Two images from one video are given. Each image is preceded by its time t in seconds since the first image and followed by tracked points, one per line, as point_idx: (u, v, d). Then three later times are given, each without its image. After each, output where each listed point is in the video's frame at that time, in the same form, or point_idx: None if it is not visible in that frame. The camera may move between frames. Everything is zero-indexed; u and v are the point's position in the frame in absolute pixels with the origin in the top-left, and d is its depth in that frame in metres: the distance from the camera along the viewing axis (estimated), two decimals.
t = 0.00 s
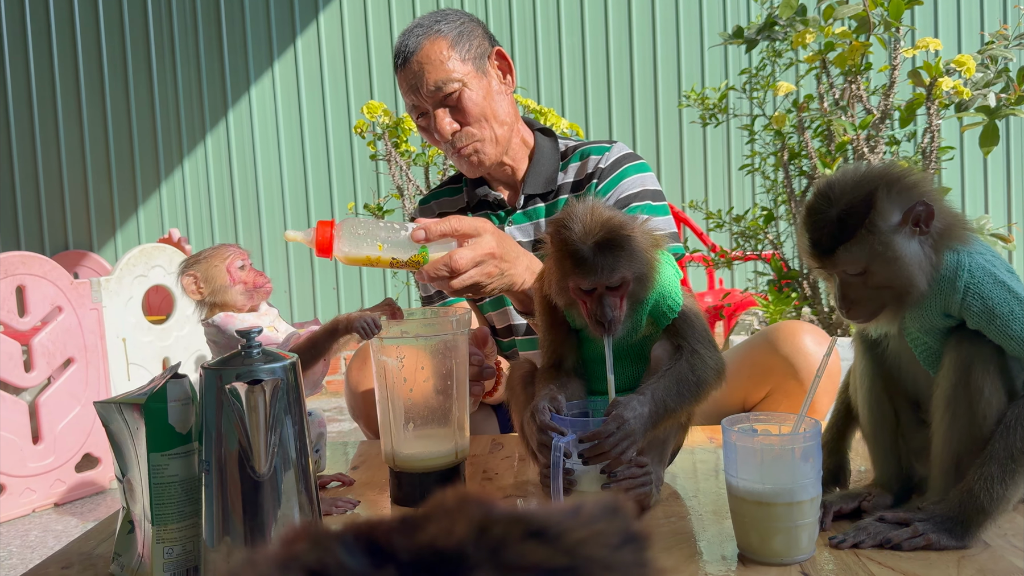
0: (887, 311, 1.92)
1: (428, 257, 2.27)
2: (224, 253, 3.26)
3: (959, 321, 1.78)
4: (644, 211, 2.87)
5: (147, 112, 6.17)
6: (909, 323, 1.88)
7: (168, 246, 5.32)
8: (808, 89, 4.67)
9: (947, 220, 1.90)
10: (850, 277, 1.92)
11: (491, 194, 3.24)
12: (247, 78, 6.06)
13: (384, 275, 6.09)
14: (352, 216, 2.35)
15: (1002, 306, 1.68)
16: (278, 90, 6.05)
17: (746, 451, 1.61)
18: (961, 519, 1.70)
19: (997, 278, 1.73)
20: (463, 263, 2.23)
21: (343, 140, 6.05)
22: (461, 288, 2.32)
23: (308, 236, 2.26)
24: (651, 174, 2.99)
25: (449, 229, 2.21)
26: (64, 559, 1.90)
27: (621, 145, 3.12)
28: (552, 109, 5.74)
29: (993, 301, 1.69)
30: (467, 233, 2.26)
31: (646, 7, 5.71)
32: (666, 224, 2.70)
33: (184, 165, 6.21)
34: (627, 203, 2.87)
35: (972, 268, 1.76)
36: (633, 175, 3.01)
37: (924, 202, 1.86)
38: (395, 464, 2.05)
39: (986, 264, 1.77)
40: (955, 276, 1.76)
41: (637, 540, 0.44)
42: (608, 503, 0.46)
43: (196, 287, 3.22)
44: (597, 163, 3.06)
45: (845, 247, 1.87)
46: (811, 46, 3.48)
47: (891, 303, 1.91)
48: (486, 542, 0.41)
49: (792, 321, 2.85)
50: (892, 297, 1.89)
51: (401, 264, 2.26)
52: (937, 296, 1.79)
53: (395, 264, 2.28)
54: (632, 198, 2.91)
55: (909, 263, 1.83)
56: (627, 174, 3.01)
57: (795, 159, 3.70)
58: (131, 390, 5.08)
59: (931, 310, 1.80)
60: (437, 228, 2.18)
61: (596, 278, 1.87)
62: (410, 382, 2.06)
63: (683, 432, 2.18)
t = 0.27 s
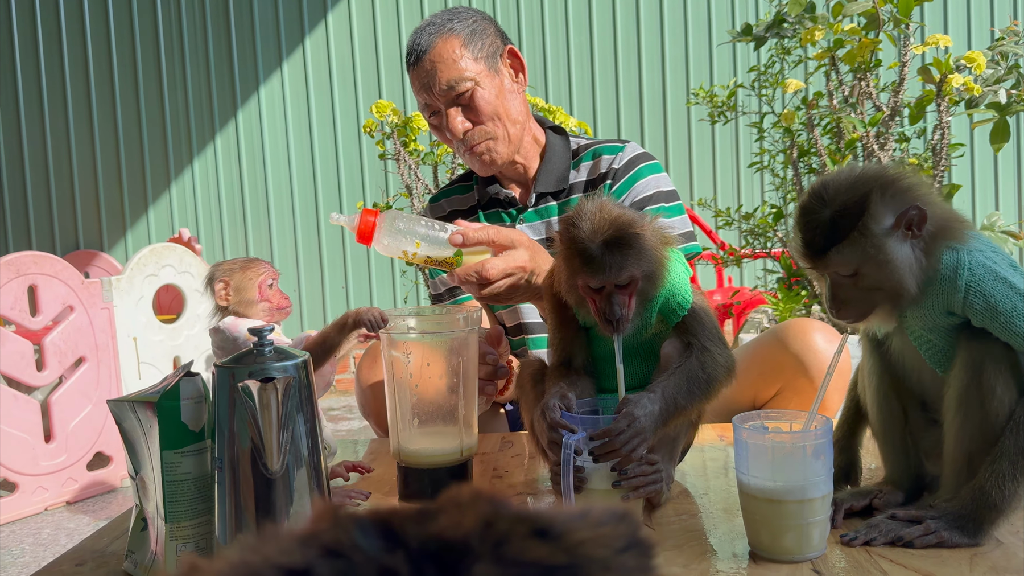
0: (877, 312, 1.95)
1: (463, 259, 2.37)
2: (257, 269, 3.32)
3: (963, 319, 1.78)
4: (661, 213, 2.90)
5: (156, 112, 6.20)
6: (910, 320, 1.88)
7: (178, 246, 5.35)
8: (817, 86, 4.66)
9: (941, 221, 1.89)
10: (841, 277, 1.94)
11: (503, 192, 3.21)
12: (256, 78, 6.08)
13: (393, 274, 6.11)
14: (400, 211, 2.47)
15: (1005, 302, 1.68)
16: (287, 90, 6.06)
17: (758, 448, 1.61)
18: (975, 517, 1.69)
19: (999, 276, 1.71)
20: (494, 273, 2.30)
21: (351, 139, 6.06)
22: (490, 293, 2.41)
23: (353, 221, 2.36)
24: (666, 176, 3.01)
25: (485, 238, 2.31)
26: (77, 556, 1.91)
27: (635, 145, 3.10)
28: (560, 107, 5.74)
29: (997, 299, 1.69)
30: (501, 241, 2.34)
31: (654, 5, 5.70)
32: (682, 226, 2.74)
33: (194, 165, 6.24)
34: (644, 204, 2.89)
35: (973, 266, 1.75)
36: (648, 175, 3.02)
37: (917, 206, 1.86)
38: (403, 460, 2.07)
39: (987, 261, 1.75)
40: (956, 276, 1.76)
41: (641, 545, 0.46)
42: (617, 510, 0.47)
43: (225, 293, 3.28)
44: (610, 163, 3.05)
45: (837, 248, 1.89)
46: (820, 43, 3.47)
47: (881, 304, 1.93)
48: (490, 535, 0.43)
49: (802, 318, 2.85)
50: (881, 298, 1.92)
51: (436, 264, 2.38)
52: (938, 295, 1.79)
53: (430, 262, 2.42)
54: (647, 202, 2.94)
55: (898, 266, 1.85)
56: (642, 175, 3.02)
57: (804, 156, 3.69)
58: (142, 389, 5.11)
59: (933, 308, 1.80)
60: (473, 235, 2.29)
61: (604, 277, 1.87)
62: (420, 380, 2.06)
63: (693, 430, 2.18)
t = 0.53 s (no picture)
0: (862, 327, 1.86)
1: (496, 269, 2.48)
2: (292, 265, 3.17)
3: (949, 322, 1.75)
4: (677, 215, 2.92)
5: (163, 112, 6.22)
6: (897, 328, 1.83)
7: (185, 247, 5.35)
8: (823, 85, 4.66)
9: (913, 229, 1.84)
10: (827, 295, 1.83)
11: (515, 190, 3.22)
12: (263, 78, 6.10)
13: (400, 274, 6.11)
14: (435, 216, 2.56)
15: (989, 305, 1.65)
16: (293, 90, 6.07)
17: (770, 446, 1.61)
18: (987, 514, 1.69)
19: (978, 277, 1.68)
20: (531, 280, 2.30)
21: (357, 138, 6.07)
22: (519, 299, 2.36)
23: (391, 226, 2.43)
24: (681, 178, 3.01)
25: (521, 247, 2.35)
26: (90, 556, 1.92)
27: (650, 145, 3.12)
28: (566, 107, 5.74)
29: (981, 302, 1.66)
30: (536, 252, 2.38)
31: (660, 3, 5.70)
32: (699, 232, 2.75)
33: (200, 165, 6.25)
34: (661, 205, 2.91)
35: (950, 271, 1.71)
36: (663, 177, 3.03)
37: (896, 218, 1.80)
38: (415, 461, 2.08)
39: (963, 264, 1.72)
40: (935, 284, 1.72)
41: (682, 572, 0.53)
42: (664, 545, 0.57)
43: (262, 290, 3.11)
44: (626, 164, 3.06)
45: (827, 263, 1.78)
46: (827, 42, 3.48)
47: (866, 318, 1.84)
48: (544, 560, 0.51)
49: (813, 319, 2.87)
50: (867, 312, 1.83)
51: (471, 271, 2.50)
52: (921, 303, 1.75)
53: (465, 267, 2.53)
54: (663, 204, 2.93)
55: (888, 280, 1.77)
56: (657, 176, 3.02)
57: (811, 155, 3.70)
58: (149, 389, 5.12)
59: (915, 314, 1.77)
60: (510, 243, 2.34)
61: (605, 274, 1.90)
62: (430, 379, 2.07)
63: (704, 429, 2.18)
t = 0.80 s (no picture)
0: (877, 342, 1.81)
1: (511, 270, 2.44)
2: (333, 262, 3.03)
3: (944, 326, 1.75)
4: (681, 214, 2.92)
5: (162, 112, 6.21)
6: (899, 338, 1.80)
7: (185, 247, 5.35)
8: (823, 86, 4.67)
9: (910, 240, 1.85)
10: (840, 307, 1.79)
11: (518, 190, 3.21)
12: (262, 78, 6.09)
13: (400, 274, 6.11)
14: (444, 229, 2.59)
15: (983, 309, 1.65)
16: (293, 90, 6.07)
17: (771, 447, 1.61)
18: (988, 515, 1.69)
19: (971, 281, 1.69)
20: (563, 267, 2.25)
21: (357, 138, 6.07)
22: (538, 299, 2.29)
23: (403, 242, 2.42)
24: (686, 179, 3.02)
25: (535, 246, 2.45)
26: (92, 556, 1.92)
27: (653, 146, 3.13)
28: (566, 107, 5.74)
29: (974, 305, 1.66)
30: (551, 253, 2.48)
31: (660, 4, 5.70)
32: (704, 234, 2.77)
33: (200, 165, 6.25)
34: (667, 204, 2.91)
35: (944, 276, 1.73)
36: (667, 177, 3.04)
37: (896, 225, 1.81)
38: (415, 461, 2.08)
39: (957, 269, 1.73)
40: (930, 288, 1.73)
41: None
42: None
43: (296, 284, 2.98)
44: (629, 165, 3.06)
45: (839, 274, 1.74)
46: (828, 42, 3.48)
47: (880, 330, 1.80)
48: None
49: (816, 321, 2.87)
50: (881, 324, 1.79)
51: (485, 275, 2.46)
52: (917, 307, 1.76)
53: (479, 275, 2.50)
54: (668, 205, 2.94)
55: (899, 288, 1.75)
56: (662, 176, 3.03)
57: (811, 155, 3.70)
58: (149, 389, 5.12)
59: (913, 322, 1.77)
60: (523, 244, 2.44)
61: (605, 275, 1.89)
62: (430, 379, 2.07)
63: (705, 429, 2.18)
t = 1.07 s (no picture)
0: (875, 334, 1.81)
1: (509, 272, 2.45)
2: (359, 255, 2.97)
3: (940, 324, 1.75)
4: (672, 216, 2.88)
5: (156, 112, 6.20)
6: (890, 334, 1.81)
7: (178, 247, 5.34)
8: (817, 87, 4.68)
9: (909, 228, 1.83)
10: (839, 301, 1.78)
11: (511, 191, 3.20)
12: (256, 78, 6.08)
13: (393, 274, 6.10)
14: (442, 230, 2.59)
15: (981, 308, 1.65)
16: (286, 90, 6.05)
17: (761, 447, 1.61)
18: (978, 516, 1.69)
19: (969, 280, 1.68)
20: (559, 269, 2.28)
21: (351, 138, 6.06)
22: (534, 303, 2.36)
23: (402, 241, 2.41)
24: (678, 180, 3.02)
25: (532, 248, 2.44)
26: (80, 556, 1.91)
27: (647, 147, 3.13)
28: (560, 107, 5.74)
29: (973, 305, 1.66)
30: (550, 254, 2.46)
31: (654, 5, 5.70)
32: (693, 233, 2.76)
33: (193, 165, 6.23)
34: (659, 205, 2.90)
35: (943, 274, 1.71)
36: (660, 179, 3.03)
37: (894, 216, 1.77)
38: (406, 461, 2.08)
39: (955, 266, 1.72)
40: (929, 286, 1.71)
41: None
42: None
43: (312, 266, 2.91)
44: (621, 166, 3.06)
45: (838, 272, 1.72)
46: (821, 43, 3.48)
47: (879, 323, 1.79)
48: None
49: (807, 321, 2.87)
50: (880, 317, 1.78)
51: (482, 275, 2.46)
52: (915, 305, 1.74)
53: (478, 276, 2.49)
54: (660, 206, 2.93)
55: (897, 281, 1.74)
56: (653, 178, 3.03)
57: (805, 156, 3.71)
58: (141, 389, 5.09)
59: (909, 319, 1.75)
60: (520, 246, 2.42)
61: (599, 269, 1.88)
62: (422, 379, 2.06)
63: (697, 429, 2.18)
